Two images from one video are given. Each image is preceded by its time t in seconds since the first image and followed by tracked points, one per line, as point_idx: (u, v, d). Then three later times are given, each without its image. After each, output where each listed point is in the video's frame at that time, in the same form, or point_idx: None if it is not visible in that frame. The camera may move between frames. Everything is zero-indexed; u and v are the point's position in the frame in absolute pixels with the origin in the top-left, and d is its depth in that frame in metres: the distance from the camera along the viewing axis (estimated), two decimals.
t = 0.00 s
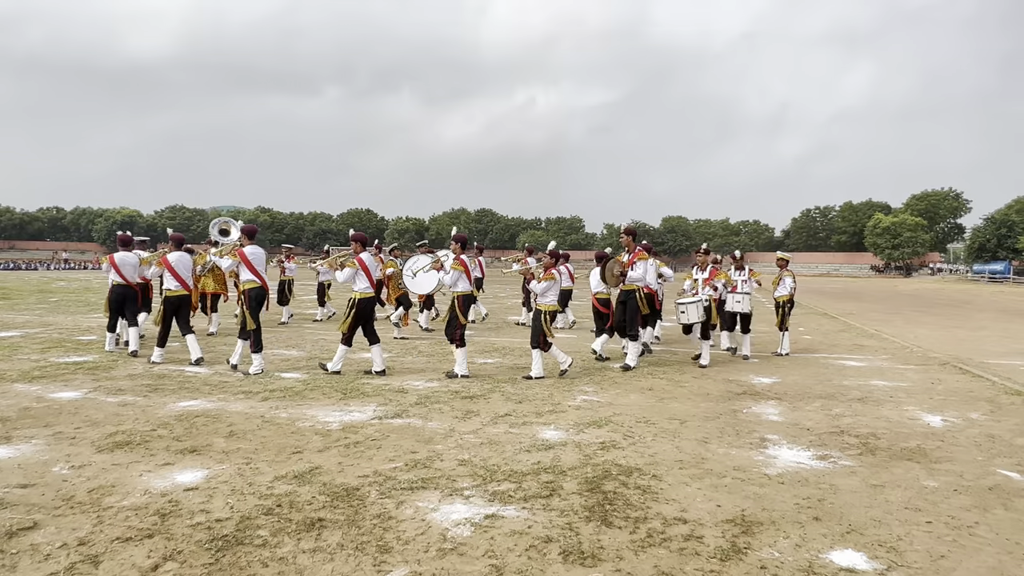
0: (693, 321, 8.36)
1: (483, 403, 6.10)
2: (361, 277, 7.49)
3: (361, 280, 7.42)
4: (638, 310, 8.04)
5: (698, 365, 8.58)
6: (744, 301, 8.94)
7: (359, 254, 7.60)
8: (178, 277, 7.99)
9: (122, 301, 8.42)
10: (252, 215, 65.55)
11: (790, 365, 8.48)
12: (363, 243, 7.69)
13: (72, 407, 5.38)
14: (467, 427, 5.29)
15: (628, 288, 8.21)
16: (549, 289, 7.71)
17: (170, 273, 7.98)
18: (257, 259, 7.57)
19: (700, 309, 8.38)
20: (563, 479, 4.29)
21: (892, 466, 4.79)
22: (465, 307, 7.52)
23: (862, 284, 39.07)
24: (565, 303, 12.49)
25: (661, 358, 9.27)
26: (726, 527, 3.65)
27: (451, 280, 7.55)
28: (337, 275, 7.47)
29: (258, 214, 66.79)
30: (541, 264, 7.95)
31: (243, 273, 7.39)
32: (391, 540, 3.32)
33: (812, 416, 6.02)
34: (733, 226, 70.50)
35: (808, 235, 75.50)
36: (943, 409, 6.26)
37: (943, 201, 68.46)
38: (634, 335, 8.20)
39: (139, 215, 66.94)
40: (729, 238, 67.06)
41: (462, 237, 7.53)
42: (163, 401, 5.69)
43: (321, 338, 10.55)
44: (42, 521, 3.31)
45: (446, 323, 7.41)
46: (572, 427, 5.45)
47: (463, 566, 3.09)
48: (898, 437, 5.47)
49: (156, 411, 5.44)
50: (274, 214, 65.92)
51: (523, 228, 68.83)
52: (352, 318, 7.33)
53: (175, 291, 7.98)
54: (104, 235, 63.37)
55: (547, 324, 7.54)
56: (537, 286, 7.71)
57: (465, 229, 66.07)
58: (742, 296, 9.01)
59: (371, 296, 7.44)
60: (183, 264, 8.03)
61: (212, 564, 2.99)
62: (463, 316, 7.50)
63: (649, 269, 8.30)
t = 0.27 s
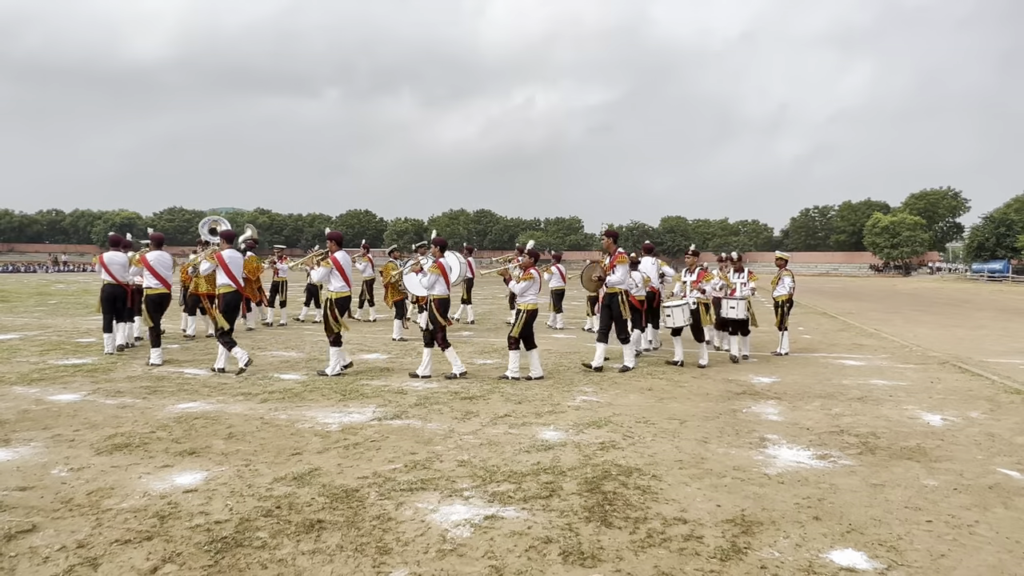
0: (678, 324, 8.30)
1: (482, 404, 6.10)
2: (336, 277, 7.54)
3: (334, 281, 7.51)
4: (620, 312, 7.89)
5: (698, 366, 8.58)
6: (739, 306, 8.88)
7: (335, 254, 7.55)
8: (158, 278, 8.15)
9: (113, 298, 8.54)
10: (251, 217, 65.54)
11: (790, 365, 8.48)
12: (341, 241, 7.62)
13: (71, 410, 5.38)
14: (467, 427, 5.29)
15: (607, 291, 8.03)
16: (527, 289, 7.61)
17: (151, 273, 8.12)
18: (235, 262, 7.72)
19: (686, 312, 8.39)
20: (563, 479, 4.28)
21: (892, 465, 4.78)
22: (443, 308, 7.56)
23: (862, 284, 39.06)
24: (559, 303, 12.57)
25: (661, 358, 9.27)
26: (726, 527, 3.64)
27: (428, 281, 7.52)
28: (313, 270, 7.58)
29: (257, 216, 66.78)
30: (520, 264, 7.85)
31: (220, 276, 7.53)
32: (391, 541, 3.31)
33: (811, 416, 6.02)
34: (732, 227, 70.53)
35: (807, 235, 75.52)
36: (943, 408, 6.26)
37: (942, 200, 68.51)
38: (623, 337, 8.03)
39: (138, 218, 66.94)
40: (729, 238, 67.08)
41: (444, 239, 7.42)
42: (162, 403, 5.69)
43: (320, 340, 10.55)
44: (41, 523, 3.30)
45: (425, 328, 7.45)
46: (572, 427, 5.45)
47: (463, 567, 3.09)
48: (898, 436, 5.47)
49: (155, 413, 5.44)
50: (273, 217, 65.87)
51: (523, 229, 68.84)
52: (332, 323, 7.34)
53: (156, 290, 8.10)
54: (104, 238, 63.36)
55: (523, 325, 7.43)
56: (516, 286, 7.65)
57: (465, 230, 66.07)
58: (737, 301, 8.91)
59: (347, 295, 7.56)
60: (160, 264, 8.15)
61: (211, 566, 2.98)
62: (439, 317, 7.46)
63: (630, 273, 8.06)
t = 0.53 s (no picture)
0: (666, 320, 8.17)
1: (482, 404, 6.10)
2: (312, 278, 7.49)
3: (311, 282, 7.45)
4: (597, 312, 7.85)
5: (697, 364, 8.58)
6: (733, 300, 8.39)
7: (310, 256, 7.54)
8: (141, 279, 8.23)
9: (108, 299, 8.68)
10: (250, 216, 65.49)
11: (789, 363, 8.48)
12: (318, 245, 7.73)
13: (71, 411, 5.38)
14: (467, 428, 5.29)
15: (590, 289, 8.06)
16: (507, 286, 7.62)
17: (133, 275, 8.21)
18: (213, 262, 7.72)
19: (672, 308, 8.18)
20: (562, 479, 4.29)
21: (891, 463, 4.79)
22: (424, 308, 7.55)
23: (862, 282, 39.01)
24: (552, 300, 12.68)
25: (660, 357, 9.27)
26: (725, 526, 3.65)
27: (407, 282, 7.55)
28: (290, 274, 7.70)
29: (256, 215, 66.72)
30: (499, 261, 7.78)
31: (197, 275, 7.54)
32: (390, 542, 3.32)
33: (811, 414, 6.02)
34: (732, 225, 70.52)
35: (807, 232, 75.50)
36: (942, 406, 6.26)
37: (941, 198, 68.48)
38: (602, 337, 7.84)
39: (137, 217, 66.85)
40: (728, 236, 67.05)
41: (423, 238, 7.61)
42: (161, 404, 5.69)
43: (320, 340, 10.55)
44: (40, 525, 3.30)
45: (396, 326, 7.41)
46: (571, 427, 5.45)
47: (462, 567, 3.09)
48: (897, 434, 5.47)
49: (155, 414, 5.44)
50: (273, 216, 65.83)
51: (522, 227, 68.84)
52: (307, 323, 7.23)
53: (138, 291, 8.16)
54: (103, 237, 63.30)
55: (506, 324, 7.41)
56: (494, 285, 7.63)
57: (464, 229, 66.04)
58: (730, 296, 8.49)
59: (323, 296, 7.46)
60: (144, 265, 8.27)
61: (210, 567, 2.98)
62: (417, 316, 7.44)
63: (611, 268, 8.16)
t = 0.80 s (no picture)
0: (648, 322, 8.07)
1: (482, 403, 6.10)
2: (289, 277, 7.47)
3: (288, 281, 7.43)
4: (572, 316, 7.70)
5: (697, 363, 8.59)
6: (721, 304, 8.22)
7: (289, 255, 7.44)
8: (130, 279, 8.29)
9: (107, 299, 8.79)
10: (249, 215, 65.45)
11: (789, 361, 8.49)
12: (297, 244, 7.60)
13: (71, 412, 5.38)
14: (467, 427, 5.30)
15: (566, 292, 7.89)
16: (484, 286, 7.47)
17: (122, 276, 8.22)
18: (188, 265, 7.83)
19: (657, 310, 8.05)
20: (562, 478, 4.29)
21: (890, 462, 4.79)
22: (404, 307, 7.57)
23: (862, 280, 38.98)
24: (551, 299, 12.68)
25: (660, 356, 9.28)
26: (725, 525, 3.65)
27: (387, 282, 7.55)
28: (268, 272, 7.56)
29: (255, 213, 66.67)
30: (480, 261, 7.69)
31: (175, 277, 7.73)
32: (390, 542, 3.32)
33: (811, 413, 6.03)
34: (732, 223, 70.50)
35: (807, 230, 75.47)
36: (942, 404, 6.27)
37: (942, 195, 68.41)
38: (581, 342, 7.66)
39: (137, 216, 66.80)
40: (728, 234, 67.02)
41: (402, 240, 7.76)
42: (162, 405, 5.69)
43: (320, 339, 10.55)
44: (41, 526, 3.31)
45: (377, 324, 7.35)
46: (571, 426, 5.46)
47: (463, 567, 3.10)
48: (897, 432, 5.48)
49: (155, 414, 5.44)
50: (272, 215, 65.79)
51: (522, 226, 68.82)
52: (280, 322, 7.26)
53: (124, 291, 8.25)
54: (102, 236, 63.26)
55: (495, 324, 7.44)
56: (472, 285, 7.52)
57: (464, 227, 66.00)
58: (719, 299, 8.29)
59: (299, 296, 7.48)
60: (132, 265, 8.23)
61: (211, 568, 2.99)
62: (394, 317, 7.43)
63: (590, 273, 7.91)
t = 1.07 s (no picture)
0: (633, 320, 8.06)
1: (484, 402, 6.11)
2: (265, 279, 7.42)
3: (265, 282, 7.37)
4: (555, 313, 7.64)
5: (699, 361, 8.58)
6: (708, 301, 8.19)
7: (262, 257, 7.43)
8: (116, 276, 8.42)
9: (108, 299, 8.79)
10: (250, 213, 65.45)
11: (791, 359, 8.48)
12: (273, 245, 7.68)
13: (74, 411, 5.39)
14: (469, 426, 5.31)
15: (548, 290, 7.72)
16: (464, 285, 7.58)
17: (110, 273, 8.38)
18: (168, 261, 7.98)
19: (641, 306, 8.01)
20: (564, 477, 4.30)
21: (892, 459, 4.79)
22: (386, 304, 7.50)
23: (863, 278, 38.90)
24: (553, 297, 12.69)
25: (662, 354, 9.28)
26: (727, 523, 3.66)
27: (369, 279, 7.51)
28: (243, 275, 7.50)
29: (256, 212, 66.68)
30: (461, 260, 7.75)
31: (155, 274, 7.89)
32: (393, 540, 3.33)
33: (812, 411, 6.03)
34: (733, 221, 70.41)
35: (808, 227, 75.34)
36: (944, 402, 6.26)
37: (944, 191, 68.24)
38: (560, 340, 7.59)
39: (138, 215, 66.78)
40: (729, 232, 66.92)
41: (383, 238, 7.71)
42: (164, 404, 5.70)
43: (322, 338, 10.56)
44: (45, 525, 3.32)
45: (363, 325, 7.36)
46: (573, 424, 5.46)
47: (465, 565, 3.10)
48: (899, 430, 5.47)
49: (158, 414, 5.45)
50: (273, 213, 65.79)
51: (523, 224, 68.79)
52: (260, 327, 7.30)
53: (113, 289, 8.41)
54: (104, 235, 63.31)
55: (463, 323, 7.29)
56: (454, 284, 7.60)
57: (465, 225, 65.97)
58: (708, 296, 8.21)
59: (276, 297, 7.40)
60: (120, 264, 8.42)
61: (214, 567, 3.00)
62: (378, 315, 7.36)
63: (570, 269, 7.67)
